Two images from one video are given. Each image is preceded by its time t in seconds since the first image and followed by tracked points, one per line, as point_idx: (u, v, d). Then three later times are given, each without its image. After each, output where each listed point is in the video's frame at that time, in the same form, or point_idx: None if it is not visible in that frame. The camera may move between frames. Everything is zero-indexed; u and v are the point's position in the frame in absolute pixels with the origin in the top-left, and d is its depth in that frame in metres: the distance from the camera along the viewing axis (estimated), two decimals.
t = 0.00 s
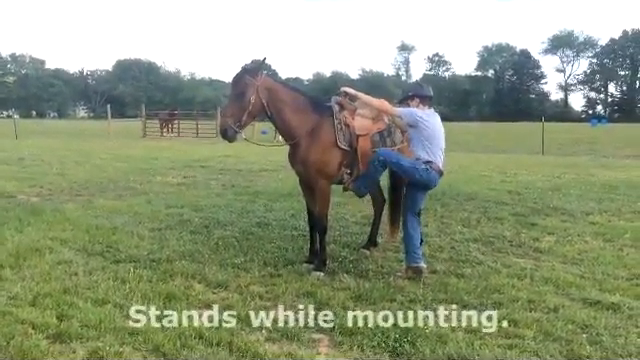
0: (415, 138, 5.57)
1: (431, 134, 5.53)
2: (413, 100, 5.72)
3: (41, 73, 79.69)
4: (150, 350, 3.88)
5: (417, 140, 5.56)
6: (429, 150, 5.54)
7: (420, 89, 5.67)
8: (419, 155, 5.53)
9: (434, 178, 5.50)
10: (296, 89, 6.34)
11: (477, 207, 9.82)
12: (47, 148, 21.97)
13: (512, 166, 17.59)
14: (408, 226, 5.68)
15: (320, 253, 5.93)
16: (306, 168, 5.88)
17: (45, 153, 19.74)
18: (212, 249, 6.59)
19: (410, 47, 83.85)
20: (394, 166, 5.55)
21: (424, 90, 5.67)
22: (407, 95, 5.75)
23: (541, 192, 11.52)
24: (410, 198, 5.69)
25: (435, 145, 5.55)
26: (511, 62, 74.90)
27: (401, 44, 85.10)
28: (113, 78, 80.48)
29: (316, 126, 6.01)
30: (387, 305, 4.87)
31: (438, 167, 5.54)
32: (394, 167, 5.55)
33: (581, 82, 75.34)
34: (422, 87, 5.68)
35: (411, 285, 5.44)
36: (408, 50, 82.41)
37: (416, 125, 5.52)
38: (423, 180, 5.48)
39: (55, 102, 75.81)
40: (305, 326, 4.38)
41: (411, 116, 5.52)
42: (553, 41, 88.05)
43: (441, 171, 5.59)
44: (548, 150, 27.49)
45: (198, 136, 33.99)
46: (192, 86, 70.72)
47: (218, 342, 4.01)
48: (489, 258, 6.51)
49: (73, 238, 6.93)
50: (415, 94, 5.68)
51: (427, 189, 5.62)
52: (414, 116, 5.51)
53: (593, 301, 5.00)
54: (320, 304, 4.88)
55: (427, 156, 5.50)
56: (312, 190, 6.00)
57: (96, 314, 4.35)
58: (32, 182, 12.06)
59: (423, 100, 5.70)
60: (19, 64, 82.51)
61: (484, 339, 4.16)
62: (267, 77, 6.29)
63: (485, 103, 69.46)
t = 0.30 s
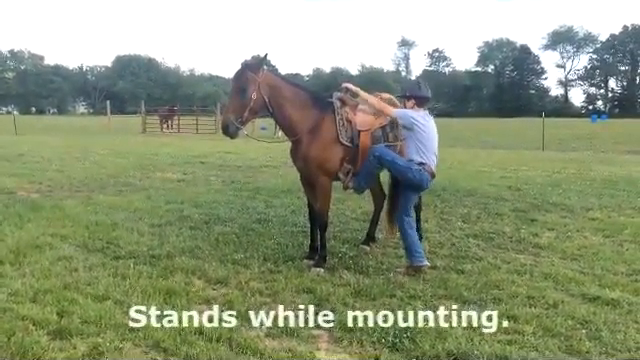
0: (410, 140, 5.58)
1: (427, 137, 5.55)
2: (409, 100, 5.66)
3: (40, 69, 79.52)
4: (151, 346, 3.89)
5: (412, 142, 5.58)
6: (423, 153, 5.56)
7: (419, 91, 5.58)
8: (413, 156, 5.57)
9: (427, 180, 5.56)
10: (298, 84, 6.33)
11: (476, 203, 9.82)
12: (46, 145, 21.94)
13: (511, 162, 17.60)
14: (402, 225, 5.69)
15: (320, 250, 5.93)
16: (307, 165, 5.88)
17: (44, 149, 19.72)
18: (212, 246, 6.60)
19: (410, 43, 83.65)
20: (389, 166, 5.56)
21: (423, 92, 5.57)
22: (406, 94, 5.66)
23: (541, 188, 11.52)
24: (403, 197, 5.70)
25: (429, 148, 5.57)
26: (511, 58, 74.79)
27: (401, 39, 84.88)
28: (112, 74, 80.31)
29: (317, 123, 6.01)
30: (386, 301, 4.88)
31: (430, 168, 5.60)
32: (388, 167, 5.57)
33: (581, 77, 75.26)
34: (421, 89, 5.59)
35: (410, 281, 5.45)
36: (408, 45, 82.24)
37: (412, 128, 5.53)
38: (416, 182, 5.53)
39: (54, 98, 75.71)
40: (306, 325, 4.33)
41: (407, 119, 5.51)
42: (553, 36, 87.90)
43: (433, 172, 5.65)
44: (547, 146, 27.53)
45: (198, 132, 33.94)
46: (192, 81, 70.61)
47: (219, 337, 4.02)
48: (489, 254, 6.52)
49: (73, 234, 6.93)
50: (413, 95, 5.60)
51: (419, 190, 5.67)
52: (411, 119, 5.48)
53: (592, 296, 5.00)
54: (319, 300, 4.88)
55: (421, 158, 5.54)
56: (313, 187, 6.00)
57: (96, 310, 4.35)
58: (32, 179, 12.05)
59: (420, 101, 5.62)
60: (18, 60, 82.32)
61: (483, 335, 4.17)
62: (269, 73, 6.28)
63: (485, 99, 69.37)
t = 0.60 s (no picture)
0: (393, 134, 5.56)
1: (410, 130, 5.55)
2: (393, 94, 5.67)
3: (37, 68, 79.30)
4: (149, 346, 3.90)
5: (395, 136, 5.55)
6: (407, 145, 5.54)
7: (403, 86, 5.61)
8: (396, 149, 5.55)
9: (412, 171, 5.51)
10: (297, 83, 6.33)
11: (474, 201, 9.83)
12: (42, 145, 21.87)
13: (508, 160, 17.63)
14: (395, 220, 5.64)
15: (318, 249, 5.93)
16: (303, 164, 5.88)
17: (41, 149, 19.67)
18: (209, 245, 6.60)
19: (407, 41, 83.62)
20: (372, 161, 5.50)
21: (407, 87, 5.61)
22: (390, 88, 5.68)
23: (539, 185, 11.53)
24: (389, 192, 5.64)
25: (412, 141, 5.54)
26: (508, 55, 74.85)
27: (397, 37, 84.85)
28: (109, 74, 80.14)
29: (314, 122, 6.00)
30: (383, 298, 4.89)
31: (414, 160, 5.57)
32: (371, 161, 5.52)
33: (578, 74, 75.37)
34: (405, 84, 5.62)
35: (408, 279, 5.46)
36: (405, 43, 82.23)
37: (395, 122, 5.51)
38: (401, 174, 5.48)
39: (51, 98, 75.55)
40: (306, 328, 4.27)
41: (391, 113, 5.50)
42: (549, 33, 88.01)
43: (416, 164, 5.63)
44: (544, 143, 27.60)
45: (195, 132, 33.90)
46: (189, 80, 70.49)
47: (217, 337, 4.02)
48: (486, 252, 6.53)
49: (70, 234, 6.92)
50: (397, 89, 5.62)
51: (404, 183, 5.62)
52: (394, 113, 5.48)
53: (589, 293, 5.01)
54: (317, 298, 4.89)
55: (403, 150, 5.52)
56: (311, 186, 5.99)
57: (94, 310, 4.35)
58: (29, 179, 12.02)
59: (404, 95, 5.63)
60: (14, 59, 82.07)
61: (481, 332, 4.18)
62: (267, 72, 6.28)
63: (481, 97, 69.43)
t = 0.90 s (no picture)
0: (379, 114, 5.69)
1: (394, 108, 5.66)
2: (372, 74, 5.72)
3: (37, 59, 79.11)
4: (148, 336, 3.91)
5: (380, 116, 5.69)
6: (393, 122, 5.65)
7: (381, 62, 5.63)
8: (384, 129, 5.66)
9: (402, 147, 5.57)
10: (295, 76, 6.35)
11: (473, 194, 9.84)
12: (42, 136, 21.83)
13: (508, 153, 17.62)
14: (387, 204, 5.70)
15: (317, 240, 5.94)
16: (304, 156, 5.88)
17: (41, 140, 19.65)
18: (209, 237, 6.60)
19: (408, 33, 83.36)
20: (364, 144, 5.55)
21: (385, 62, 5.62)
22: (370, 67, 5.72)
23: (538, 179, 11.53)
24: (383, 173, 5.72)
25: (397, 118, 5.66)
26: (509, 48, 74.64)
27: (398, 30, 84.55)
28: (108, 65, 79.93)
29: (314, 113, 6.01)
30: (382, 291, 4.89)
31: (402, 136, 5.66)
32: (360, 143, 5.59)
33: (579, 68, 75.22)
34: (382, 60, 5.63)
35: (407, 271, 5.46)
36: (406, 36, 82.00)
37: (379, 101, 5.62)
38: (391, 152, 5.52)
39: (51, 89, 75.41)
40: (305, 327, 4.17)
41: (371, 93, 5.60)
42: (550, 27, 87.79)
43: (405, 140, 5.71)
44: (544, 137, 27.59)
45: (195, 123, 33.88)
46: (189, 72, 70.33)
47: (216, 328, 4.03)
48: (485, 245, 6.54)
49: (70, 225, 6.92)
50: (376, 67, 5.65)
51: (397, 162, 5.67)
52: (376, 92, 5.58)
53: (587, 287, 5.03)
54: (316, 290, 4.90)
55: (389, 128, 5.62)
56: (311, 178, 5.99)
57: (93, 301, 4.36)
58: (28, 170, 12.01)
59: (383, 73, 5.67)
60: (13, 49, 81.92)
61: (479, 325, 4.18)
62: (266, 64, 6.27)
63: (482, 90, 69.33)
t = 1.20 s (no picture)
0: (366, 106, 5.67)
1: (379, 99, 5.65)
2: (357, 69, 5.86)
3: (40, 60, 79.36)
4: (151, 338, 3.91)
5: (367, 109, 5.67)
6: (379, 114, 5.60)
7: (363, 58, 5.82)
8: (371, 122, 5.63)
9: (392, 137, 5.53)
10: (297, 76, 6.37)
11: (476, 194, 9.82)
12: (45, 136, 21.89)
13: (511, 153, 17.59)
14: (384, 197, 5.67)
15: (320, 241, 5.95)
16: (305, 156, 5.87)
17: (44, 140, 19.72)
18: (211, 237, 6.60)
19: (410, 33, 83.32)
20: (353, 148, 5.54)
21: (368, 58, 5.81)
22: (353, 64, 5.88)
23: (541, 179, 11.51)
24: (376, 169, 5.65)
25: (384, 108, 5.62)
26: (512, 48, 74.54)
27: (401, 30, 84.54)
28: (111, 65, 80.15)
29: (315, 114, 6.03)
30: (385, 292, 4.88)
31: (390, 128, 5.60)
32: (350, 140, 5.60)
33: (582, 67, 75.07)
34: (365, 56, 5.83)
35: (410, 272, 5.46)
36: (408, 36, 81.98)
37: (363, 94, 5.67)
38: (379, 146, 5.50)
39: (54, 89, 75.65)
40: (306, 328, 4.17)
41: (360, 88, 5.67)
42: (553, 26, 87.62)
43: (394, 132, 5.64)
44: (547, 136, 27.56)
45: (198, 123, 33.94)
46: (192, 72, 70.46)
47: (219, 329, 4.03)
48: (488, 245, 6.52)
49: (73, 225, 6.94)
50: (359, 63, 5.83)
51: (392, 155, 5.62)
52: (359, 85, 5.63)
53: (591, 287, 5.01)
54: (319, 291, 4.90)
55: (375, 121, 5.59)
56: (312, 178, 5.99)
57: (96, 302, 4.36)
58: (32, 170, 12.05)
59: (367, 69, 5.83)
60: (17, 50, 82.24)
61: (483, 326, 4.17)
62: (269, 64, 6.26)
63: (484, 90, 69.29)
